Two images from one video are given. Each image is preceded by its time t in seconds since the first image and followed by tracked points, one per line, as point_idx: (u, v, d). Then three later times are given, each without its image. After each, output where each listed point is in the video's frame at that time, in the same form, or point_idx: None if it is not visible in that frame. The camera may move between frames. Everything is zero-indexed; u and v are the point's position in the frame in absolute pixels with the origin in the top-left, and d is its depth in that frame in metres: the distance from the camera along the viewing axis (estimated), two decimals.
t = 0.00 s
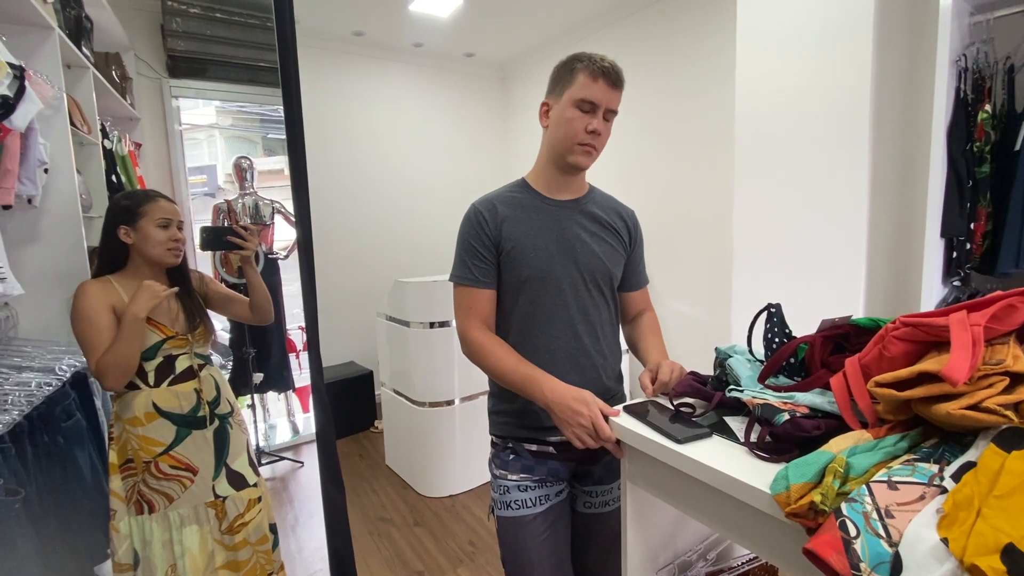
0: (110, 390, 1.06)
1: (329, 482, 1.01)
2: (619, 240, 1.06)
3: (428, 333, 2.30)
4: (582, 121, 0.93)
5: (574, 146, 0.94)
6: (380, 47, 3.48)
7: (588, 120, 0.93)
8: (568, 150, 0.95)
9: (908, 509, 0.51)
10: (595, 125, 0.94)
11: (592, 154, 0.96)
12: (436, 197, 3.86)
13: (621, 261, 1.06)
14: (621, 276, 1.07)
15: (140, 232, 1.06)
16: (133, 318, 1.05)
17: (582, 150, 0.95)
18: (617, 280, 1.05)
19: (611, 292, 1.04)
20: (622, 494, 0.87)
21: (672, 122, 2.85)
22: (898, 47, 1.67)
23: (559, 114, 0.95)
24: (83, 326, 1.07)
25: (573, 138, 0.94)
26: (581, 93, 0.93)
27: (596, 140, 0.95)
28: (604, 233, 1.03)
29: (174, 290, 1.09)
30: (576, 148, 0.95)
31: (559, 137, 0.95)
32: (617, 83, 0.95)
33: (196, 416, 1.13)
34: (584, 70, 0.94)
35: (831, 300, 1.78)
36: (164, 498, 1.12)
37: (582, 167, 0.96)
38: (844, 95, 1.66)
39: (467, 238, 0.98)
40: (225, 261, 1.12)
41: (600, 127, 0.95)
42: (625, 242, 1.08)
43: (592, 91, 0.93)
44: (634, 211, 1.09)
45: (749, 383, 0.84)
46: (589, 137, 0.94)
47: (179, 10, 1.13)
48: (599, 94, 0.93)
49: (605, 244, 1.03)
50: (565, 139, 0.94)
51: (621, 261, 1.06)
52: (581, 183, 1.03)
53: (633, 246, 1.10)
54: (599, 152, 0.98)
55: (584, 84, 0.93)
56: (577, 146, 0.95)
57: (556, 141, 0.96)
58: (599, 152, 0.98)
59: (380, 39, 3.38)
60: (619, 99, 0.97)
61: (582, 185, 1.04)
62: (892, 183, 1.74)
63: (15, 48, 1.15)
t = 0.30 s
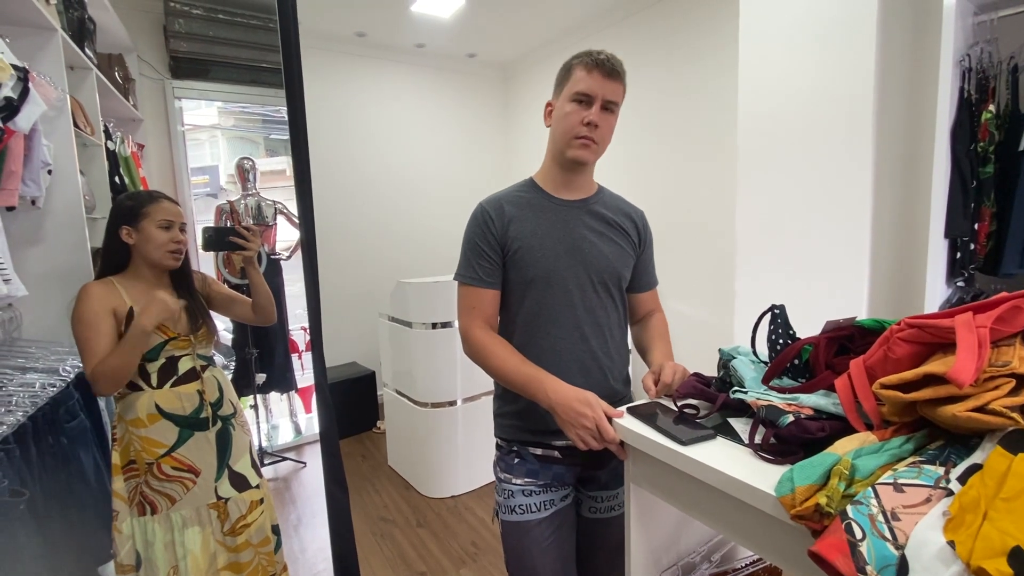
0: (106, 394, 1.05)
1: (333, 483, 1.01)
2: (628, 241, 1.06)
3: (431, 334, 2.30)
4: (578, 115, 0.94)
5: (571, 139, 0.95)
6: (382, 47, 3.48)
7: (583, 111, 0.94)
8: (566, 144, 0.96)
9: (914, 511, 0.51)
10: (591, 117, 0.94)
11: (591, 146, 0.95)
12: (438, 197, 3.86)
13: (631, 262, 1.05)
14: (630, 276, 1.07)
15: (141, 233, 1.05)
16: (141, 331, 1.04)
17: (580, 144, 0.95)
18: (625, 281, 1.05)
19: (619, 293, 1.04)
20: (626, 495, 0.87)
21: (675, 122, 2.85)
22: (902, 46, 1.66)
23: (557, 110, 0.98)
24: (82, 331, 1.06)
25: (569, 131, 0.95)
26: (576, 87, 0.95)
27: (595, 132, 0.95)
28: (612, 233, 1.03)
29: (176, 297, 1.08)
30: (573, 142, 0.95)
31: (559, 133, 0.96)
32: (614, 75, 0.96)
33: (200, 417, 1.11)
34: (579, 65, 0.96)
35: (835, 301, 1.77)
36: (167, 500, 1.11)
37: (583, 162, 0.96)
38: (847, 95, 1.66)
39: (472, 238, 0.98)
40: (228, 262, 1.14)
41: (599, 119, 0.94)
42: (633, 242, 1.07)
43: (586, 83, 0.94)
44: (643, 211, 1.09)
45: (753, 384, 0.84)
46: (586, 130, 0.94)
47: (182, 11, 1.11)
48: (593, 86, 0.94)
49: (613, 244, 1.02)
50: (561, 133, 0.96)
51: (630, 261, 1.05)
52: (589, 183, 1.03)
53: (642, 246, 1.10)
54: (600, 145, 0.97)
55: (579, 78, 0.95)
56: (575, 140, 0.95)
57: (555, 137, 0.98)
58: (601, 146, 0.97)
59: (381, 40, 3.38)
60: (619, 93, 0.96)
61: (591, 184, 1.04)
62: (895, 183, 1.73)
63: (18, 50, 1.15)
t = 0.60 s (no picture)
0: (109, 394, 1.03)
1: (339, 481, 1.01)
2: (638, 238, 1.05)
3: (435, 332, 2.30)
4: (585, 108, 0.94)
5: (578, 133, 0.95)
6: (386, 46, 3.48)
7: (590, 105, 0.94)
8: (574, 139, 0.95)
9: (927, 511, 0.51)
10: (599, 110, 0.93)
11: (599, 140, 0.94)
12: (442, 196, 3.85)
13: (640, 260, 1.04)
14: (639, 274, 1.06)
15: (145, 231, 1.05)
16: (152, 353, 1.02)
17: (588, 138, 0.94)
18: (635, 280, 1.04)
19: (629, 291, 1.03)
20: (632, 495, 0.86)
21: (679, 120, 2.84)
22: (910, 43, 1.65)
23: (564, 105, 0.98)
24: (88, 333, 1.02)
25: (576, 125, 0.94)
26: (582, 81, 0.95)
27: (602, 125, 0.94)
28: (622, 231, 1.02)
29: (179, 295, 1.10)
30: (581, 136, 0.94)
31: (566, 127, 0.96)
32: (620, 67, 0.95)
33: (202, 416, 1.12)
34: (585, 59, 0.96)
35: (841, 300, 1.76)
36: (168, 498, 1.11)
37: (591, 156, 0.95)
38: (854, 93, 1.65)
39: (480, 235, 0.97)
40: (232, 261, 1.14)
41: (606, 112, 0.94)
42: (643, 240, 1.06)
43: (593, 76, 0.94)
44: (653, 209, 1.08)
45: (760, 383, 0.83)
46: (594, 123, 0.93)
47: (187, 10, 1.13)
48: (599, 78, 0.94)
49: (623, 242, 1.01)
50: (568, 127, 0.95)
51: (640, 259, 1.04)
52: (599, 180, 1.03)
53: (652, 244, 1.09)
54: (609, 139, 0.96)
55: (585, 71, 0.95)
56: (583, 134, 0.94)
57: (563, 132, 0.98)
58: (609, 140, 0.96)
59: (385, 38, 3.37)
60: (627, 85, 0.96)
61: (601, 180, 1.03)
62: (902, 181, 1.72)
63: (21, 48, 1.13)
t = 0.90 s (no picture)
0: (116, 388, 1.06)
1: (343, 478, 1.01)
2: (644, 237, 1.04)
3: (439, 331, 2.31)
4: (592, 108, 0.93)
5: (584, 133, 0.94)
6: (391, 44, 3.48)
7: (597, 105, 0.93)
8: (580, 138, 0.95)
9: (933, 513, 0.50)
10: (606, 110, 0.93)
11: (605, 139, 0.94)
12: (446, 194, 3.85)
13: (646, 259, 1.04)
14: (645, 273, 1.06)
15: (151, 229, 1.06)
16: (154, 348, 1.04)
17: (595, 138, 0.94)
18: (640, 279, 1.03)
19: (634, 290, 1.03)
20: (636, 494, 0.86)
21: (685, 119, 2.83)
22: (918, 41, 1.64)
23: (570, 103, 0.97)
24: (97, 330, 1.06)
25: (582, 124, 0.94)
26: (589, 80, 0.94)
27: (609, 125, 0.94)
28: (627, 230, 1.02)
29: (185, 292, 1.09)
30: (588, 136, 0.94)
31: (572, 126, 0.96)
32: (627, 66, 0.95)
33: (206, 413, 1.14)
34: (592, 58, 0.95)
35: (848, 299, 1.75)
36: (171, 494, 1.13)
37: (597, 155, 0.95)
38: (862, 91, 1.64)
39: (485, 235, 0.97)
40: (238, 258, 1.14)
41: (612, 112, 0.93)
42: (649, 239, 1.06)
43: (599, 75, 0.93)
44: (659, 208, 1.07)
45: (766, 383, 0.83)
46: (600, 123, 0.93)
47: (193, 8, 1.11)
48: (606, 78, 0.93)
49: (628, 241, 1.01)
50: (574, 126, 0.95)
51: (645, 258, 1.04)
52: (604, 178, 1.02)
53: (658, 243, 1.09)
54: (615, 139, 0.96)
55: (591, 70, 0.94)
56: (589, 134, 0.94)
57: (569, 130, 0.97)
58: (615, 139, 0.96)
59: (391, 36, 3.37)
60: (633, 85, 0.95)
61: (606, 178, 1.03)
62: (910, 180, 1.71)
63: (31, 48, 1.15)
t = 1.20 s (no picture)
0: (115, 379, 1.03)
1: (345, 475, 1.01)
2: (645, 235, 1.04)
3: (441, 328, 2.31)
4: (614, 123, 0.91)
5: (604, 146, 0.93)
6: (395, 41, 3.48)
7: (619, 119, 0.91)
8: (598, 150, 0.94)
9: (940, 515, 0.50)
10: (626, 124, 0.92)
11: (621, 152, 0.95)
12: (450, 192, 3.85)
13: (647, 256, 1.03)
14: (647, 271, 1.05)
15: (155, 225, 1.04)
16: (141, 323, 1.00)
17: (612, 151, 0.94)
18: (642, 276, 1.03)
19: (636, 289, 1.02)
20: (638, 493, 0.86)
21: (690, 118, 2.82)
22: (925, 40, 1.63)
23: (585, 110, 0.92)
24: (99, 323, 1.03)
25: (603, 138, 0.92)
26: (613, 91, 0.89)
27: (626, 138, 0.94)
28: (628, 227, 1.01)
29: (190, 289, 1.07)
30: (606, 149, 0.93)
31: (589, 137, 0.93)
32: (645, 73, 0.91)
33: (207, 408, 1.12)
34: (613, 64, 0.89)
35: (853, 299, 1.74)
36: (172, 488, 1.11)
37: (611, 166, 0.96)
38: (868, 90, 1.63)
39: (485, 234, 0.97)
40: (242, 254, 1.17)
41: (630, 124, 0.93)
42: (650, 236, 1.05)
43: (624, 88, 0.89)
44: (660, 205, 1.07)
45: (770, 383, 0.82)
46: (619, 138, 0.93)
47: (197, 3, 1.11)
48: (630, 92, 0.90)
49: (629, 238, 1.00)
50: (595, 139, 0.92)
51: (647, 256, 1.03)
52: (606, 174, 1.02)
53: (659, 241, 1.08)
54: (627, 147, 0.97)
55: (615, 81, 0.89)
56: (607, 147, 0.93)
57: (583, 138, 0.94)
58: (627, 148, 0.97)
59: (395, 33, 3.37)
60: (648, 92, 0.93)
61: (607, 175, 1.03)
62: (916, 180, 1.70)
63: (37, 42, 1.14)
